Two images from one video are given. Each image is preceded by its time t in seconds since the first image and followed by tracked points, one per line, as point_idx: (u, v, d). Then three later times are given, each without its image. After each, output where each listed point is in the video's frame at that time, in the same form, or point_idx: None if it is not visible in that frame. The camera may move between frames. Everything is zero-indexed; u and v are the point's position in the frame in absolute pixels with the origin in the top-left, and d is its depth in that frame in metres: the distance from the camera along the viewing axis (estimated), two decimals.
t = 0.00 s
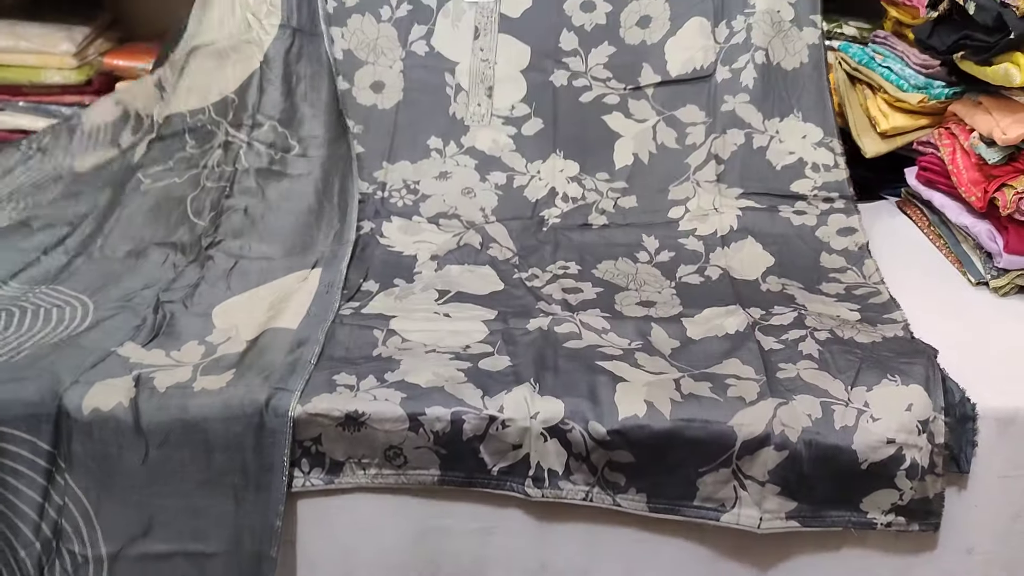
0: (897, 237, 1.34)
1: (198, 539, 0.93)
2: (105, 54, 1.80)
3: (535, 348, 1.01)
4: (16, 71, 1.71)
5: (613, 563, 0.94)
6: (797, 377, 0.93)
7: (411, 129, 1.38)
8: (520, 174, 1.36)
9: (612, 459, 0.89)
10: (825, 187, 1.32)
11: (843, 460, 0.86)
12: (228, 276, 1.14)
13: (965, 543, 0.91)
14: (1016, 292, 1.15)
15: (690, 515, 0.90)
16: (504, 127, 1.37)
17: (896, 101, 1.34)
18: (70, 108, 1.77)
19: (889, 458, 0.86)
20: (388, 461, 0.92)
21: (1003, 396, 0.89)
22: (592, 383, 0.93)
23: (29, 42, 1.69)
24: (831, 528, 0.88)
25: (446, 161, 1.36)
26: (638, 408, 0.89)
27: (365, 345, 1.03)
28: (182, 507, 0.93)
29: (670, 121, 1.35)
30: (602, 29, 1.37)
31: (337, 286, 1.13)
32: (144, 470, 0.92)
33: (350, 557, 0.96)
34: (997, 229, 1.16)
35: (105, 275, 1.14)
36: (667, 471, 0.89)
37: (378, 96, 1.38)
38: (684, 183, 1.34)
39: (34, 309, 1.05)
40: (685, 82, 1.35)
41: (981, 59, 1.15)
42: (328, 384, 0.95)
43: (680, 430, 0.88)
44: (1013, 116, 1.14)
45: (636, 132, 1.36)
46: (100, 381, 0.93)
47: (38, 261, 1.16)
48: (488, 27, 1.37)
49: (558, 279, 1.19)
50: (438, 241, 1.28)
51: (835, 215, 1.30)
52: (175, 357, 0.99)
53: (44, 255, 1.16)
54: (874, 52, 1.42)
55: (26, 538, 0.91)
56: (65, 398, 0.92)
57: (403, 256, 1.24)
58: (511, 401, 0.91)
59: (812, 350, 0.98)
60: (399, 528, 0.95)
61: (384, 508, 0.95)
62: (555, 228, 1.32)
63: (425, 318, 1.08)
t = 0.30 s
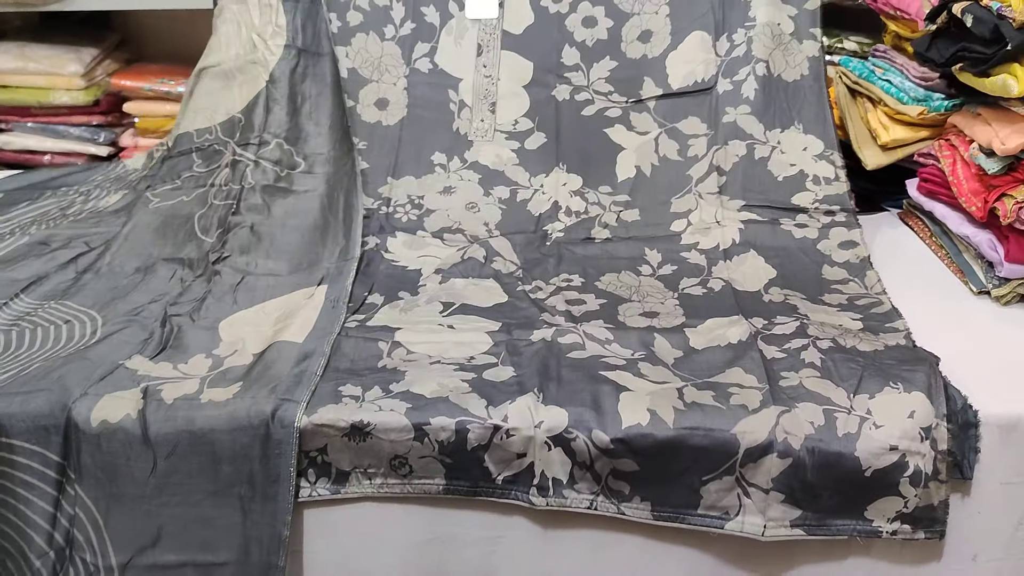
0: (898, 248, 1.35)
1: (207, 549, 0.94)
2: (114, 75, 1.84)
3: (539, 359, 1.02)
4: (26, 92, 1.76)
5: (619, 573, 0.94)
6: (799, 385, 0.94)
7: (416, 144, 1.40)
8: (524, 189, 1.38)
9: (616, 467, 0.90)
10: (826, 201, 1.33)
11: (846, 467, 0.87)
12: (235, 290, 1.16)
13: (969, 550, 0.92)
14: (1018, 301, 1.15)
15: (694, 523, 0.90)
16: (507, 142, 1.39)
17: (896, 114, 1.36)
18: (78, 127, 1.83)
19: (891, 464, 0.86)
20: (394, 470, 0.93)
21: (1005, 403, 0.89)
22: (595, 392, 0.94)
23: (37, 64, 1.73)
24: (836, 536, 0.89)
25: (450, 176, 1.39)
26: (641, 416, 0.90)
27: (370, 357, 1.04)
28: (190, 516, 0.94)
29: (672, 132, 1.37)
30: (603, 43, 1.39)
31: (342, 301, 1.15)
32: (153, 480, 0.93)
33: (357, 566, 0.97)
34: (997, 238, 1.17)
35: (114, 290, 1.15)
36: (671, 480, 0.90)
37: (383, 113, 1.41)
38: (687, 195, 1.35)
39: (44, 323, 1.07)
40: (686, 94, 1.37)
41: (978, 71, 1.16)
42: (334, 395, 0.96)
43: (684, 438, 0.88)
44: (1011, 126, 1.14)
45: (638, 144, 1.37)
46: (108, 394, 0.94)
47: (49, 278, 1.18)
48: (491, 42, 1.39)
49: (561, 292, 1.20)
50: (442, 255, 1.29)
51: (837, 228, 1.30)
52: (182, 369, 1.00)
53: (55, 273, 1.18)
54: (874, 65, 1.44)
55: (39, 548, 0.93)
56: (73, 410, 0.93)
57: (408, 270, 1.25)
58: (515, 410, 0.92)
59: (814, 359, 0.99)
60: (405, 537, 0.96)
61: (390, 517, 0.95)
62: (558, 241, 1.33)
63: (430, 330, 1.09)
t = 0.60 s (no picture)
0: (897, 257, 1.36)
1: (213, 554, 0.95)
2: (121, 90, 1.86)
3: (540, 366, 1.03)
4: (36, 107, 1.80)
5: None
6: (796, 392, 0.94)
7: (420, 153, 1.42)
8: (526, 198, 1.39)
9: (615, 473, 0.91)
10: (826, 209, 1.32)
11: (843, 472, 0.87)
12: (240, 299, 1.17)
13: (967, 556, 0.93)
14: (1016, 308, 1.16)
15: (692, 528, 0.91)
16: (508, 153, 1.41)
17: (895, 124, 1.37)
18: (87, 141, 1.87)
19: (888, 470, 0.87)
20: (396, 476, 0.94)
21: (1001, 408, 0.91)
22: (595, 399, 0.95)
23: (47, 79, 1.76)
24: (833, 541, 0.90)
25: (453, 186, 1.41)
26: (639, 422, 0.91)
27: (373, 365, 1.05)
28: (196, 522, 0.95)
29: (672, 143, 1.39)
30: (603, 55, 1.41)
31: (346, 311, 1.16)
32: (159, 486, 0.94)
33: (360, 571, 0.98)
34: (996, 246, 1.17)
35: (121, 300, 1.17)
36: (669, 486, 0.91)
37: (387, 124, 1.43)
38: (686, 205, 1.36)
39: (53, 333, 1.09)
40: (685, 107, 1.39)
41: (974, 81, 1.18)
42: (337, 402, 0.97)
43: (682, 444, 0.89)
44: (1007, 135, 1.15)
45: (638, 155, 1.39)
46: (115, 402, 0.96)
47: (58, 289, 1.20)
48: (493, 54, 1.41)
49: (562, 301, 1.21)
50: (445, 262, 1.31)
51: (836, 235, 1.30)
52: (188, 377, 1.01)
53: (65, 286, 1.21)
54: (873, 76, 1.46)
55: (50, 552, 0.95)
56: (80, 418, 0.94)
57: (411, 280, 1.27)
58: (515, 416, 0.93)
59: (812, 365, 1.00)
60: (407, 542, 0.97)
61: (392, 523, 0.96)
62: (560, 249, 1.35)
63: (433, 338, 1.11)
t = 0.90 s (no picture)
0: (898, 260, 1.37)
1: (224, 549, 0.97)
2: (135, 99, 1.90)
3: (544, 366, 1.05)
4: (53, 116, 1.84)
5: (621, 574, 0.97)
6: (796, 391, 0.96)
7: (427, 155, 1.45)
8: (531, 197, 1.42)
9: (617, 470, 0.93)
10: (828, 184, 1.31)
11: (841, 470, 0.89)
12: (251, 304, 1.20)
13: (965, 554, 0.95)
14: (1015, 311, 1.17)
15: (693, 524, 0.93)
16: (514, 156, 1.45)
17: (896, 130, 1.38)
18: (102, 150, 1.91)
19: (885, 467, 0.89)
20: (403, 473, 0.96)
21: (997, 408, 0.92)
22: (598, 398, 0.97)
23: (62, 89, 1.80)
24: (832, 537, 0.91)
25: (460, 190, 1.43)
26: (641, 420, 0.93)
27: (381, 365, 1.07)
28: (208, 517, 0.97)
29: (673, 131, 1.40)
30: (603, 58, 1.45)
31: (355, 313, 1.18)
32: (172, 482, 0.97)
33: (368, 566, 1.00)
34: (995, 249, 1.19)
35: (136, 304, 1.20)
36: (669, 483, 0.92)
37: (393, 134, 1.46)
38: (688, 190, 1.36)
39: (70, 336, 1.12)
40: (686, 93, 1.40)
41: (972, 87, 1.18)
42: (345, 401, 0.99)
43: (682, 441, 0.91)
44: (1005, 141, 1.16)
45: (641, 146, 1.41)
46: (129, 401, 0.98)
47: (75, 293, 1.23)
48: (496, 65, 1.46)
49: (567, 300, 1.23)
50: (452, 263, 1.33)
51: (839, 212, 1.28)
52: (200, 377, 1.04)
53: (83, 292, 1.24)
54: (876, 83, 1.47)
55: (67, 547, 0.97)
56: (95, 416, 0.97)
57: (418, 280, 1.29)
58: (519, 414, 0.95)
59: (812, 366, 1.01)
60: (413, 539, 0.99)
61: (399, 520, 0.98)
62: (564, 245, 1.36)
63: (440, 339, 1.13)
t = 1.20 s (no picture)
0: (899, 260, 1.37)
1: (231, 544, 0.99)
2: (145, 104, 1.93)
3: (547, 364, 1.06)
4: (64, 121, 1.87)
5: (623, 569, 0.98)
6: (796, 387, 0.98)
7: (433, 143, 1.46)
8: (536, 182, 1.42)
9: (619, 465, 0.94)
10: (832, 175, 1.32)
11: (840, 465, 0.91)
12: (256, 293, 1.20)
13: (964, 548, 0.97)
14: (1016, 310, 1.18)
15: (693, 519, 0.94)
16: (518, 142, 1.45)
17: (898, 131, 1.40)
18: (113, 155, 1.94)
19: (884, 463, 0.91)
20: (407, 468, 0.98)
21: (995, 404, 0.94)
22: (600, 395, 0.98)
23: (74, 94, 1.83)
24: (831, 531, 0.93)
25: (464, 174, 1.44)
26: (642, 416, 0.94)
27: (386, 363, 1.09)
28: (216, 513, 0.99)
29: (679, 123, 1.41)
30: (610, 48, 1.46)
31: (360, 304, 1.20)
32: (181, 477, 0.98)
33: (374, 559, 1.02)
34: (995, 249, 1.19)
35: (145, 302, 1.22)
36: (670, 478, 0.94)
37: (399, 116, 1.47)
38: (693, 178, 1.37)
39: (81, 334, 1.14)
40: (694, 87, 1.41)
41: (972, 87, 1.18)
42: (351, 397, 1.01)
43: (683, 437, 0.92)
44: (1005, 141, 1.17)
45: (647, 135, 1.42)
46: (138, 397, 1.00)
47: (87, 292, 1.25)
48: (503, 52, 1.47)
49: (570, 292, 1.25)
50: (456, 249, 1.34)
51: (842, 203, 1.30)
52: (208, 374, 1.06)
53: (93, 286, 1.26)
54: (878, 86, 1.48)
55: (77, 541, 0.99)
56: (106, 411, 0.99)
57: (422, 267, 1.31)
58: (522, 410, 0.96)
59: (812, 362, 1.03)
60: (418, 534, 1.00)
61: (404, 514, 1.00)
62: (568, 232, 1.37)
63: (444, 338, 1.15)
